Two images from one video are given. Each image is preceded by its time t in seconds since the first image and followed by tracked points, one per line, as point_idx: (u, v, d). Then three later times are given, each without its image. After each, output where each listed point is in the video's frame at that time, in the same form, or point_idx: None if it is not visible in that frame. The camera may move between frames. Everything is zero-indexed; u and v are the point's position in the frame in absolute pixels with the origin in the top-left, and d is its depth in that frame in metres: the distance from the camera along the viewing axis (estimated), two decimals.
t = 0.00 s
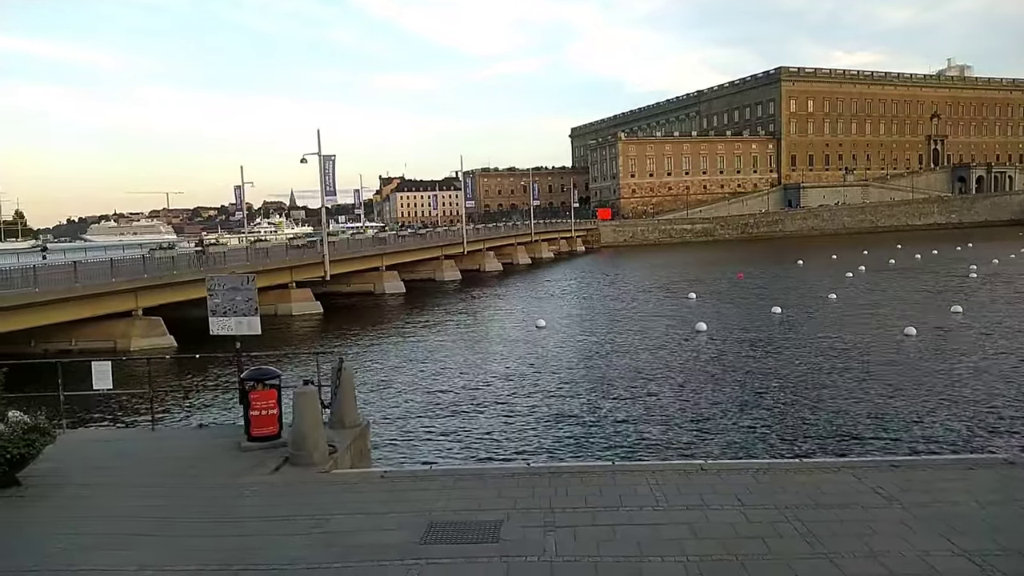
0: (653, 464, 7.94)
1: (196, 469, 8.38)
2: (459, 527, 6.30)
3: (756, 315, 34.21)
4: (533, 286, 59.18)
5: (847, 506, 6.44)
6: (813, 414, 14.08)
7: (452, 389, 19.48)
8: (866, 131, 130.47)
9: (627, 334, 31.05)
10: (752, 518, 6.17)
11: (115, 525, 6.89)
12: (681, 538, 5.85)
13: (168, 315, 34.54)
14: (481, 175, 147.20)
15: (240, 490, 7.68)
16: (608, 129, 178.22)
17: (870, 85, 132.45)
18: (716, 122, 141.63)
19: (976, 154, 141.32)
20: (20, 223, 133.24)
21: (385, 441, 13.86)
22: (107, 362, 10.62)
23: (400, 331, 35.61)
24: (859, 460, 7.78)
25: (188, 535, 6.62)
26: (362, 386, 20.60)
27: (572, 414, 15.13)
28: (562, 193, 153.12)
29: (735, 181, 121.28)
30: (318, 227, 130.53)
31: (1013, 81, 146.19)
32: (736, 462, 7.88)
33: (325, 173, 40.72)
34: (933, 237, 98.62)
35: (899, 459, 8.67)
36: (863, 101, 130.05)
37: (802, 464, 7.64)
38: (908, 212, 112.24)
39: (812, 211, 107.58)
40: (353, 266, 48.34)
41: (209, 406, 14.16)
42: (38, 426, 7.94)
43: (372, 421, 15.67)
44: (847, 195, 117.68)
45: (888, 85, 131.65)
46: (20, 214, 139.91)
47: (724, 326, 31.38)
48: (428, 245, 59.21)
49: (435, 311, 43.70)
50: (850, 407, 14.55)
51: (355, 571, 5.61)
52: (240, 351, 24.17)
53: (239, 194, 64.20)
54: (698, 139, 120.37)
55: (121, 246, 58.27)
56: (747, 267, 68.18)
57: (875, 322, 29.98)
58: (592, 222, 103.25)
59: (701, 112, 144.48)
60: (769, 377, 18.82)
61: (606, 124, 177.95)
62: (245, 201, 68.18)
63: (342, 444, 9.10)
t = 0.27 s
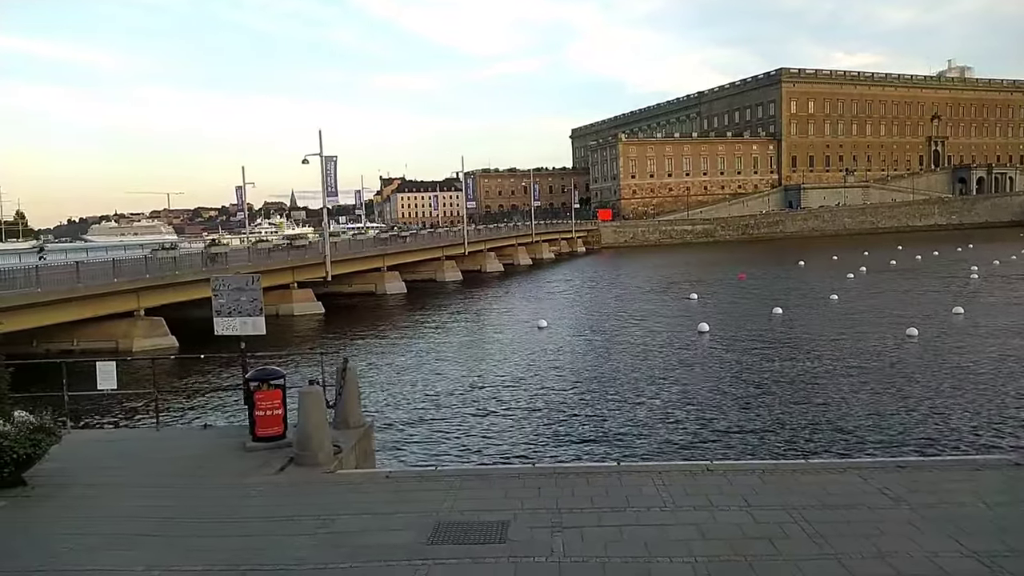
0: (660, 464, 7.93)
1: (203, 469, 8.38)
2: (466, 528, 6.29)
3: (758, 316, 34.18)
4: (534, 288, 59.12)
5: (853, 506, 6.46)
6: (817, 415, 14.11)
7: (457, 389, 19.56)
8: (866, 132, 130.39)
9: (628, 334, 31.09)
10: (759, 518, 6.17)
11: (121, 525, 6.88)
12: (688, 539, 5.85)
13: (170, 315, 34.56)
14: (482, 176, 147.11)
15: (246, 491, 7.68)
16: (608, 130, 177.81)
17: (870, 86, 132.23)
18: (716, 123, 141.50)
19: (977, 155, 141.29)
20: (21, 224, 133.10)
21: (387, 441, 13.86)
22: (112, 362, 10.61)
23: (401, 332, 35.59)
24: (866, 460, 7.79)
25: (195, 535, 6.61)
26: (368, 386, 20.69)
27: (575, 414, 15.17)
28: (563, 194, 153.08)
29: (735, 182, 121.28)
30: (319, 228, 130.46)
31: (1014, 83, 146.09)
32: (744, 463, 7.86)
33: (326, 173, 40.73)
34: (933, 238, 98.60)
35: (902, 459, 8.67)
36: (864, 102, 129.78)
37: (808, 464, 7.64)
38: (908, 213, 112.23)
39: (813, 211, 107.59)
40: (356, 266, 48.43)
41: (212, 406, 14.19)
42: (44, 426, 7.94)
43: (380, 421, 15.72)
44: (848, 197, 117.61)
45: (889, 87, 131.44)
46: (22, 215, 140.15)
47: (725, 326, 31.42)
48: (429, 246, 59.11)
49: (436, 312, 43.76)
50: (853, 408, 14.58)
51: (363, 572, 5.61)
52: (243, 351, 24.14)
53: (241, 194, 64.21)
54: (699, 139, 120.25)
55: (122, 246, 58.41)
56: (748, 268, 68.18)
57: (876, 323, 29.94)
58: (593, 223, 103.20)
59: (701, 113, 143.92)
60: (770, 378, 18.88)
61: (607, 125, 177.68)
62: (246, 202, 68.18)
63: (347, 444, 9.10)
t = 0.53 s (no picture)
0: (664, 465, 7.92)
1: (207, 469, 8.37)
2: (471, 527, 6.30)
3: (759, 316, 34.17)
4: (534, 287, 59.16)
5: (858, 506, 6.46)
6: (819, 414, 14.13)
7: (461, 389, 19.60)
8: (867, 132, 130.45)
9: (630, 334, 31.07)
10: (766, 519, 6.16)
11: (126, 525, 6.87)
12: (693, 538, 5.85)
13: (171, 315, 34.55)
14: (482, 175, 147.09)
15: (250, 490, 7.68)
16: (609, 129, 177.91)
17: (871, 86, 132.35)
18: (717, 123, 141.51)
19: (978, 155, 141.26)
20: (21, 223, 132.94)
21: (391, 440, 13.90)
22: (115, 362, 10.59)
23: (402, 332, 35.57)
24: (870, 461, 7.79)
25: (201, 535, 6.60)
26: (371, 385, 20.74)
27: (579, 414, 15.18)
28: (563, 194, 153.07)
29: (736, 182, 121.26)
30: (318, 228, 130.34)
31: (1014, 83, 146.03)
32: (747, 463, 7.87)
33: (327, 173, 40.73)
34: (933, 237, 98.53)
35: (905, 459, 8.67)
36: (864, 102, 129.75)
37: (812, 465, 7.64)
38: (909, 213, 112.24)
39: (813, 211, 107.62)
40: (358, 265, 48.59)
41: (214, 406, 14.16)
42: (48, 426, 7.87)
43: (384, 420, 15.75)
44: (849, 196, 117.64)
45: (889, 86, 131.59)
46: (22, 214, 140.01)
47: (726, 326, 31.41)
48: (430, 246, 59.20)
49: (436, 312, 43.72)
50: (855, 408, 14.59)
51: (370, 571, 5.60)
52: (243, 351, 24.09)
53: (241, 194, 64.19)
54: (699, 139, 120.19)
55: (123, 246, 58.40)
56: (749, 268, 68.18)
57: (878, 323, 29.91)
58: (593, 223, 103.12)
59: (702, 113, 144.03)
60: (773, 377, 18.90)
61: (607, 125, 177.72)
62: (247, 201, 68.16)
63: (351, 444, 9.09)
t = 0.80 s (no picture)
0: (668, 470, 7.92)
1: (211, 472, 8.37)
2: (477, 531, 6.30)
3: (761, 321, 34.12)
4: (535, 291, 59.17)
5: (864, 511, 6.46)
6: (820, 419, 14.11)
7: (463, 392, 19.64)
8: (868, 137, 130.39)
9: (632, 338, 31.06)
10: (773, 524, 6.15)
11: (133, 527, 6.89)
12: (699, 543, 5.84)
13: (173, 317, 34.58)
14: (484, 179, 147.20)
15: (255, 494, 7.68)
16: (610, 134, 178.08)
17: (872, 90, 132.34)
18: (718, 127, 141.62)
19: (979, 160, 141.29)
20: (23, 226, 133.12)
21: (398, 443, 13.95)
22: (119, 365, 10.60)
23: (404, 335, 35.56)
24: (874, 466, 7.78)
25: (207, 538, 6.61)
26: (375, 389, 20.77)
27: (580, 418, 15.19)
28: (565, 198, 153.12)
29: (737, 186, 121.30)
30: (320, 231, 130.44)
31: (1016, 87, 145.95)
32: (753, 468, 7.86)
33: (329, 176, 40.79)
34: (935, 242, 98.48)
35: (909, 464, 8.66)
36: (866, 107, 129.78)
37: (817, 470, 7.63)
38: (910, 217, 112.25)
39: (815, 216, 107.66)
40: (359, 268, 48.61)
41: (216, 409, 14.14)
42: (53, 429, 7.89)
43: (387, 424, 15.81)
44: (851, 201, 117.73)
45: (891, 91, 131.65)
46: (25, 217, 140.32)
47: (728, 331, 31.39)
48: (432, 250, 59.23)
49: (438, 315, 43.70)
50: (857, 413, 14.57)
51: (377, 574, 5.61)
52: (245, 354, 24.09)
53: (244, 197, 64.27)
54: (701, 143, 120.24)
55: (125, 249, 58.54)
56: (751, 272, 68.16)
57: (881, 327, 29.83)
58: (595, 227, 103.16)
59: (703, 117, 144.15)
60: (775, 382, 18.89)
61: (608, 129, 177.77)
62: (249, 205, 68.24)
63: (355, 448, 9.08)
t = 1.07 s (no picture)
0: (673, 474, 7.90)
1: (216, 475, 8.36)
2: (483, 534, 6.28)
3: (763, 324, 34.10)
4: (537, 294, 59.19)
5: (870, 514, 6.44)
6: (821, 423, 14.08)
7: (465, 395, 19.65)
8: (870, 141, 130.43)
9: (634, 341, 31.04)
10: (777, 528, 6.14)
11: (137, 529, 6.89)
12: (706, 548, 5.82)
13: (175, 320, 34.59)
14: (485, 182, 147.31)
15: (259, 497, 7.67)
16: (611, 137, 178.24)
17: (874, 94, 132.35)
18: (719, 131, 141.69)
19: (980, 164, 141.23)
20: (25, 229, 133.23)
21: (398, 446, 13.98)
22: (123, 368, 10.60)
23: (405, 338, 35.57)
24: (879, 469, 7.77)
25: (212, 540, 6.61)
26: (377, 392, 20.81)
27: (581, 422, 15.20)
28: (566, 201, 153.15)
29: (739, 190, 121.32)
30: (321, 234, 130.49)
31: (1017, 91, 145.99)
32: (758, 471, 7.84)
33: (331, 180, 40.84)
34: (936, 246, 98.45)
35: (912, 468, 8.65)
36: (867, 110, 129.83)
37: (821, 474, 7.63)
38: (911, 221, 112.25)
39: (816, 219, 107.62)
40: (360, 271, 48.58)
41: (219, 412, 14.13)
42: (58, 431, 7.88)
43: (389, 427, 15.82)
44: (852, 204, 117.87)
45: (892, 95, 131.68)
46: (27, 221, 140.52)
47: (730, 334, 31.37)
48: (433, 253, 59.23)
49: (439, 319, 43.70)
50: (860, 416, 14.52)
51: None
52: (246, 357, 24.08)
53: (245, 200, 64.31)
54: (702, 147, 120.24)
55: (127, 252, 58.58)
56: (752, 276, 68.12)
57: (882, 331, 29.79)
58: (596, 230, 103.16)
59: (704, 121, 144.31)
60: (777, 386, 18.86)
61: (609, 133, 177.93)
62: (250, 208, 68.30)
63: (359, 451, 9.06)
